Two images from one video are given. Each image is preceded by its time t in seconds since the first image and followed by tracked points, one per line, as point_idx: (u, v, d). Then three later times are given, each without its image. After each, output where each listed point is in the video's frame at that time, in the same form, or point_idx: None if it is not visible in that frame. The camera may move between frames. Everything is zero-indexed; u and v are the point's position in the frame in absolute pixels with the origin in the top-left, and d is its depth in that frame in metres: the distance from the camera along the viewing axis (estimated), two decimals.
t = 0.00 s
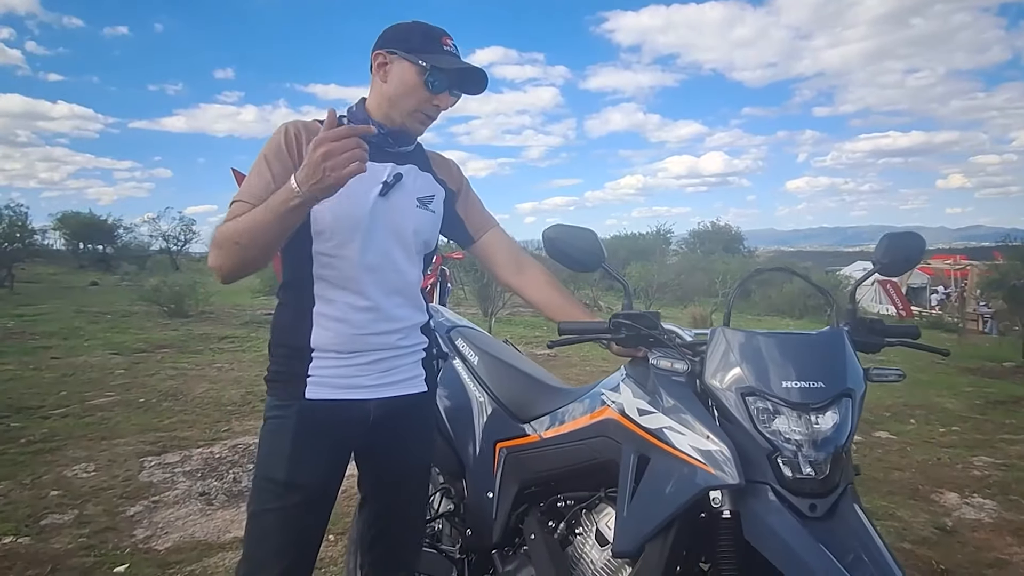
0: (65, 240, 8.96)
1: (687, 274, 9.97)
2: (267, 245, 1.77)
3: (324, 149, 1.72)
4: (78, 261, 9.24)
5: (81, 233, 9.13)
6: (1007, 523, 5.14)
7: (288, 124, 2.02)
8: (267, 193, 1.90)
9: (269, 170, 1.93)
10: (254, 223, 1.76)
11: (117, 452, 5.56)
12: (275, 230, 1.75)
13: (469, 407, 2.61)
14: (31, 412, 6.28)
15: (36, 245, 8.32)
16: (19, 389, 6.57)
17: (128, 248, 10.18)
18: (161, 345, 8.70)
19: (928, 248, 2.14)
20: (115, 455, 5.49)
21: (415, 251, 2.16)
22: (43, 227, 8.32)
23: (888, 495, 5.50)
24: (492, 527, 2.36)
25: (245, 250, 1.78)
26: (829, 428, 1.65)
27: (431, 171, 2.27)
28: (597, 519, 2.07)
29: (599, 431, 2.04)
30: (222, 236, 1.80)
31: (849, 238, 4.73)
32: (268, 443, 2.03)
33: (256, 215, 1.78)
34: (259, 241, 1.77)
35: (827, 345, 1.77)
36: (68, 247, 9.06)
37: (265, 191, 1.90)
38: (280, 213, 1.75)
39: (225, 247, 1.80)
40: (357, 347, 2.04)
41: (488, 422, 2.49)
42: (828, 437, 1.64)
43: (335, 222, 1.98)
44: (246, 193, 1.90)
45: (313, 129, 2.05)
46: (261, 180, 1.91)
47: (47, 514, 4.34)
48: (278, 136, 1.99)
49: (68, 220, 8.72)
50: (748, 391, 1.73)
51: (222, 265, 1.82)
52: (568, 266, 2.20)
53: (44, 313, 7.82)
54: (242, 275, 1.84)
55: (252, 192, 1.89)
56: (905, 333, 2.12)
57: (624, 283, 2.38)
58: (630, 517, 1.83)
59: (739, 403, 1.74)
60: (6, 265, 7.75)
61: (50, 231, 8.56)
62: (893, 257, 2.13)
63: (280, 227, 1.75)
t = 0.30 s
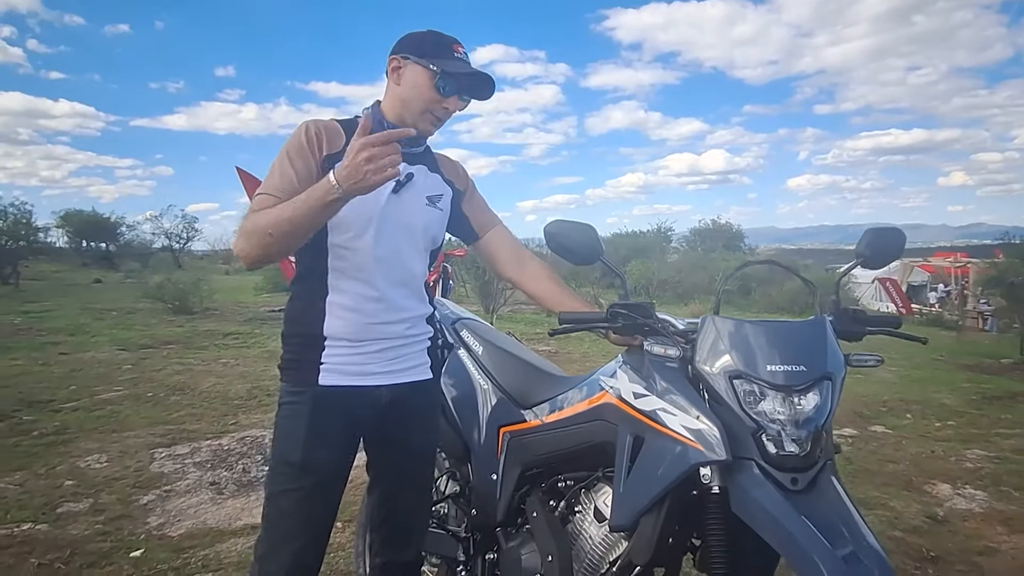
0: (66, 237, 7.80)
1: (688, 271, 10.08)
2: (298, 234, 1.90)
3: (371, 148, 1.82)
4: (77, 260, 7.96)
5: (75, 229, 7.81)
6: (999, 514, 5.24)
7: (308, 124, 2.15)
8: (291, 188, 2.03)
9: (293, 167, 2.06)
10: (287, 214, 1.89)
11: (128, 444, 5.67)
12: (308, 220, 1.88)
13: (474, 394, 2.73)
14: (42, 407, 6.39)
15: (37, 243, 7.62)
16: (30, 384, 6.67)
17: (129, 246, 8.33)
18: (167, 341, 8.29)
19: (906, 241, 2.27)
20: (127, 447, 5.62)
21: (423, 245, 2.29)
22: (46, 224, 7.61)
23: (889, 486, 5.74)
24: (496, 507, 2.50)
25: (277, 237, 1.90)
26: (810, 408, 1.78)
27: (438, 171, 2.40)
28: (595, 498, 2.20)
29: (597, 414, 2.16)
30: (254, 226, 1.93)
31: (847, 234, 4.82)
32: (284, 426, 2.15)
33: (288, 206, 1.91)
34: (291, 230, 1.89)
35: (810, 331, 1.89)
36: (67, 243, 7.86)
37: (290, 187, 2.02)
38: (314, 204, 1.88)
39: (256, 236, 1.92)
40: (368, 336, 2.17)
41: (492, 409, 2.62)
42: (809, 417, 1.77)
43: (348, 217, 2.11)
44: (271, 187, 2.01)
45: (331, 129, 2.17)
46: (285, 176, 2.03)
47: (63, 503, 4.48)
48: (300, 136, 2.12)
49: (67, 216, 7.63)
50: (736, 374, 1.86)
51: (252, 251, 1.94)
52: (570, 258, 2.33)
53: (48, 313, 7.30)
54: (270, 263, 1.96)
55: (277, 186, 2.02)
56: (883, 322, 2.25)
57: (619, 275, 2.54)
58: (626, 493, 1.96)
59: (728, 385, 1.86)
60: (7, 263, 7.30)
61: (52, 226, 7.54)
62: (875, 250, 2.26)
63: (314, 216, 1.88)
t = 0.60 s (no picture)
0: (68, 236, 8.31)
1: (688, 270, 10.25)
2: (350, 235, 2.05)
3: (451, 188, 2.08)
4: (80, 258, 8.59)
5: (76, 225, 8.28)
6: (990, 504, 5.34)
7: (318, 123, 2.24)
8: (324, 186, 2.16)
9: (315, 162, 2.16)
10: (347, 215, 2.04)
11: (138, 437, 5.82)
12: (366, 224, 2.05)
13: (477, 384, 2.84)
14: (51, 400, 6.52)
15: (40, 240, 7.98)
16: (39, 378, 6.82)
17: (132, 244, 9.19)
18: (171, 338, 9.02)
19: (891, 235, 2.39)
20: (135, 440, 5.75)
21: (428, 239, 2.40)
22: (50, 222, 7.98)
23: (882, 479, 5.76)
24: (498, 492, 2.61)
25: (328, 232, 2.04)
26: (797, 393, 1.88)
27: (441, 168, 2.50)
28: (593, 480, 2.31)
29: (596, 401, 2.27)
30: (304, 218, 2.06)
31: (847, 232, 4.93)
32: (296, 411, 2.25)
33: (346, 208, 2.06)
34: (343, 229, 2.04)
35: (797, 320, 1.99)
36: (71, 240, 8.44)
37: (321, 182, 2.15)
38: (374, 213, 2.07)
39: (305, 227, 2.05)
40: (375, 326, 2.27)
41: (494, 397, 2.73)
42: (796, 401, 1.87)
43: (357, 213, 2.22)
44: (304, 184, 2.12)
45: (339, 128, 2.26)
46: (313, 172, 2.14)
47: (76, 493, 4.62)
48: (315, 132, 2.21)
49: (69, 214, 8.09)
50: (727, 360, 1.96)
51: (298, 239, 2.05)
52: (567, 252, 2.43)
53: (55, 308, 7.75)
54: (309, 254, 2.08)
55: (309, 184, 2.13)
56: (870, 313, 2.36)
57: (616, 268, 2.65)
58: (623, 475, 2.06)
59: (720, 372, 1.96)
60: (12, 260, 7.56)
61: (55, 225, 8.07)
62: (861, 244, 2.37)
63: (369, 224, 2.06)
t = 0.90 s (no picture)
0: (71, 234, 8.48)
1: (689, 270, 10.30)
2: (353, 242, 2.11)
3: (452, 198, 2.12)
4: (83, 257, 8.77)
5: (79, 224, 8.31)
6: (987, 504, 5.38)
7: (325, 129, 2.30)
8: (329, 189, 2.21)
9: (322, 167, 2.22)
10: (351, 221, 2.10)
11: (142, 435, 5.89)
12: (371, 230, 2.11)
13: (479, 383, 2.89)
14: (56, 399, 6.58)
15: (43, 240, 8.14)
16: (45, 377, 6.88)
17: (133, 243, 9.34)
18: (174, 337, 9.08)
19: (885, 238, 2.44)
20: (140, 438, 5.83)
21: (430, 241, 2.45)
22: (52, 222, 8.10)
23: (879, 479, 5.80)
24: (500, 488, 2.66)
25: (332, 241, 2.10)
26: (791, 392, 1.93)
27: (444, 172, 2.55)
28: (593, 478, 2.36)
29: (595, 400, 2.32)
30: (310, 225, 2.11)
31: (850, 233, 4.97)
32: (303, 408, 2.31)
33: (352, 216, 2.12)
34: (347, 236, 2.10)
35: (791, 322, 2.05)
36: (73, 240, 8.58)
37: (327, 186, 2.21)
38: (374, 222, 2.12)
39: (310, 234, 2.11)
40: (380, 326, 2.32)
41: (496, 396, 2.78)
42: (790, 401, 1.92)
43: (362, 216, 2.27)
44: (310, 189, 2.18)
45: (346, 134, 2.32)
46: (319, 176, 2.20)
47: (82, 490, 4.70)
48: (321, 137, 2.27)
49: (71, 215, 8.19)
50: (723, 360, 2.01)
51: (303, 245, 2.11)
52: (568, 254, 2.48)
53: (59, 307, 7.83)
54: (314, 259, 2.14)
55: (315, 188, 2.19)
56: (864, 315, 2.41)
57: (616, 269, 2.70)
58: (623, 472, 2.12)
59: (716, 372, 2.01)
60: (15, 260, 7.73)
61: (57, 224, 8.21)
62: (856, 246, 2.42)
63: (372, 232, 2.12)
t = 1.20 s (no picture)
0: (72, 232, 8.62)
1: (689, 271, 10.33)
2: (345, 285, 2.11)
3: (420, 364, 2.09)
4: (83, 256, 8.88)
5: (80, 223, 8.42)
6: (985, 504, 5.40)
7: (324, 136, 2.33)
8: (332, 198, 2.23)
9: (325, 171, 2.24)
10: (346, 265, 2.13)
11: (143, 434, 5.93)
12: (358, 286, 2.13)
13: (478, 382, 2.92)
14: (58, 398, 6.60)
15: (44, 240, 8.25)
16: (46, 376, 6.93)
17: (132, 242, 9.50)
18: (175, 336, 9.11)
19: (880, 239, 2.46)
20: (141, 437, 5.86)
21: (429, 242, 2.47)
22: (53, 221, 8.21)
23: (877, 479, 5.83)
24: (498, 486, 2.69)
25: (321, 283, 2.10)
26: (785, 391, 1.95)
27: (443, 173, 2.56)
28: (590, 476, 2.39)
29: (592, 399, 2.35)
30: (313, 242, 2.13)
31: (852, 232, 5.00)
32: (303, 407, 2.33)
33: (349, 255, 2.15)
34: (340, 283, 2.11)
35: (786, 322, 2.07)
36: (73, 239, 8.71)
37: (331, 193, 2.23)
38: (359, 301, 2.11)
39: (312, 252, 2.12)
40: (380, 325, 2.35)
41: (495, 395, 2.80)
42: (784, 400, 1.95)
43: (362, 217, 2.29)
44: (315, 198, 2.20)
45: (345, 138, 2.35)
46: (323, 182, 2.22)
47: (84, 488, 4.74)
48: (319, 143, 2.30)
49: (72, 213, 8.33)
50: (718, 360, 2.04)
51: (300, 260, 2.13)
52: (565, 254, 2.51)
53: (60, 306, 7.87)
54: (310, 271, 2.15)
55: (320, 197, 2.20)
56: (860, 314, 2.44)
57: (613, 269, 2.71)
58: (619, 470, 2.14)
59: (712, 371, 2.04)
60: (18, 259, 7.88)
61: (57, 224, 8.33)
62: (851, 247, 2.45)
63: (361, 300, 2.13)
